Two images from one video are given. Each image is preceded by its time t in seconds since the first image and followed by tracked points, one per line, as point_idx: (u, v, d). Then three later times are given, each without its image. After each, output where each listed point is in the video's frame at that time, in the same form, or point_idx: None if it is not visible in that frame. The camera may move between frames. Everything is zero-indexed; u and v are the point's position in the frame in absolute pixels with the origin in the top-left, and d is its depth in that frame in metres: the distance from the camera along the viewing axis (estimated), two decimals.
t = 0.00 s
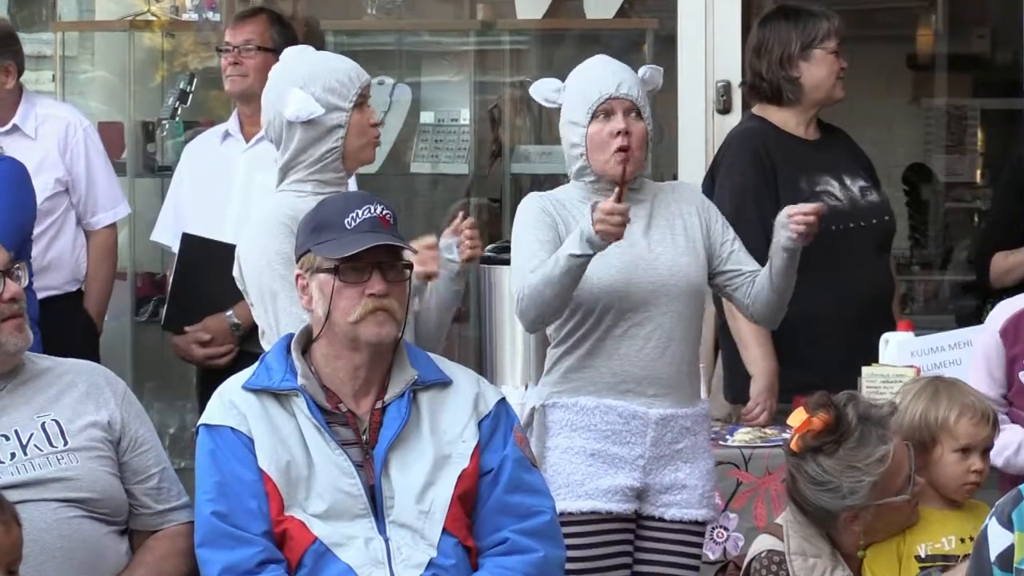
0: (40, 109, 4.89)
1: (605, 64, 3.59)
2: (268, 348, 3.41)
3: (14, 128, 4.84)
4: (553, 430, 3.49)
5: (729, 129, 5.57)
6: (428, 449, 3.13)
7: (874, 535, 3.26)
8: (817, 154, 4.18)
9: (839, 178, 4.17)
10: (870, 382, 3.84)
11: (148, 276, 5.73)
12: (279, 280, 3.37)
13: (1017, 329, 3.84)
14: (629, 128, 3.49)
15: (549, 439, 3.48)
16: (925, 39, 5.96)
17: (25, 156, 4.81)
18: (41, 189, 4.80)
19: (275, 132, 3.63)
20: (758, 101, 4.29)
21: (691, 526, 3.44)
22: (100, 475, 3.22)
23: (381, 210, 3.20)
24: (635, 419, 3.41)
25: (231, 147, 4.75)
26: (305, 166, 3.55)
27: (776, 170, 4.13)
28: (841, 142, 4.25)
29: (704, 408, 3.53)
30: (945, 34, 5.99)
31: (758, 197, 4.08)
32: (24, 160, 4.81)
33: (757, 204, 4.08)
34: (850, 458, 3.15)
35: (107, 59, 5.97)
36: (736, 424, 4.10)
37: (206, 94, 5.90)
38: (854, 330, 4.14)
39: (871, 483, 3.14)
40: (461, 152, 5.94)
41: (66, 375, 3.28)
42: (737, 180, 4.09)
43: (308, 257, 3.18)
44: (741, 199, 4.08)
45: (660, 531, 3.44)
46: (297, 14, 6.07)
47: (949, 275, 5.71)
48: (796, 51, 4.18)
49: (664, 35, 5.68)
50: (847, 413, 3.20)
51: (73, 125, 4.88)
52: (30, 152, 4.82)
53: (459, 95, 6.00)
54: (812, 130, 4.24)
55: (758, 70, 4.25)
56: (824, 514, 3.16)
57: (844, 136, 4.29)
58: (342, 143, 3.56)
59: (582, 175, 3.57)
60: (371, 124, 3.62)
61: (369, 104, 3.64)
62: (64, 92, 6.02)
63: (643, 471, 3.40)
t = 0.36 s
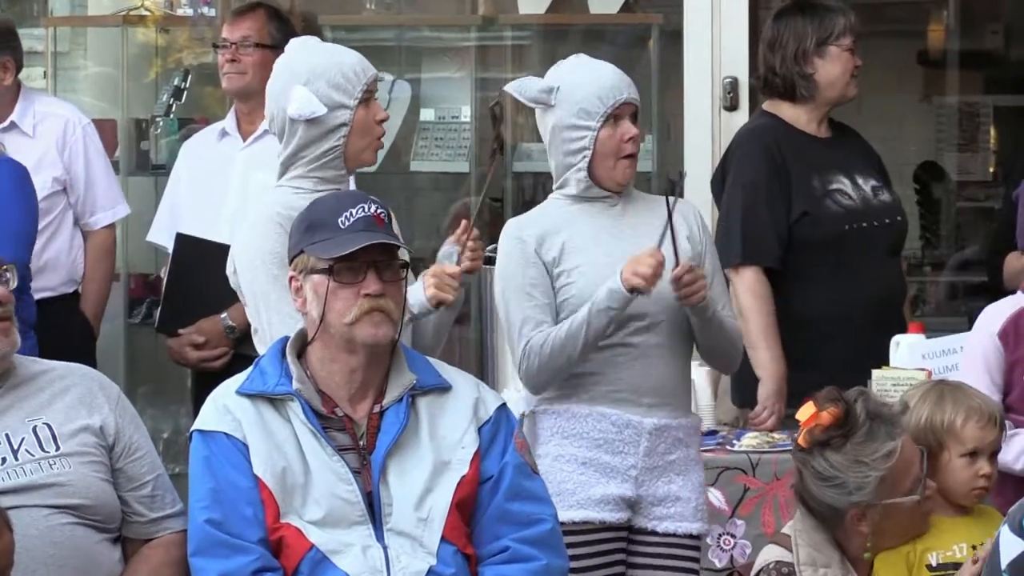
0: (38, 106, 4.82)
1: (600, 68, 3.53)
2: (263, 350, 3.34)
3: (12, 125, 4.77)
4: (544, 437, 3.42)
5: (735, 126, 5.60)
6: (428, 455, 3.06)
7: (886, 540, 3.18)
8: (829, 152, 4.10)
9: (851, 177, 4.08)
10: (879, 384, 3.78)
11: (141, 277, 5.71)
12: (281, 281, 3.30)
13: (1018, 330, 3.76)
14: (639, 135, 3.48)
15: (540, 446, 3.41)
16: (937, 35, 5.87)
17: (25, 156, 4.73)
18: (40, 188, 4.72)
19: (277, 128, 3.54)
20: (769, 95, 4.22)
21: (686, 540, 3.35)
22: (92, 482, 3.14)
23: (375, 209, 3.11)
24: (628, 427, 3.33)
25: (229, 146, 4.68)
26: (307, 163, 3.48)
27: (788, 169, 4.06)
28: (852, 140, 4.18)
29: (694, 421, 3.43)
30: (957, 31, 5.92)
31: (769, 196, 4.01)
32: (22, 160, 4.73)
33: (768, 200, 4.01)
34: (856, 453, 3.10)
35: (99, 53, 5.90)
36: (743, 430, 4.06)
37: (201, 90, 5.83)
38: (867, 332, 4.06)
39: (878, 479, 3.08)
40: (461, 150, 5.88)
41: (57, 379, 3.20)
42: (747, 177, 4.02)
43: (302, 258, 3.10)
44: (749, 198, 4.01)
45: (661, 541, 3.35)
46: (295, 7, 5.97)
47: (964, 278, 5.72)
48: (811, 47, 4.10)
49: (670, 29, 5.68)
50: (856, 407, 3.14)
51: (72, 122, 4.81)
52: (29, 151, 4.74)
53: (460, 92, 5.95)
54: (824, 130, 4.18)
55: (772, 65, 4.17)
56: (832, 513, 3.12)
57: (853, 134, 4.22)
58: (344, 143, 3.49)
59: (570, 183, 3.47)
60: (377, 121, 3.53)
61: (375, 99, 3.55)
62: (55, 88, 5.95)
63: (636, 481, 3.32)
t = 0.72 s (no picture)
0: (26, 100, 4.72)
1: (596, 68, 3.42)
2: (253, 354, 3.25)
3: None
4: (533, 449, 3.32)
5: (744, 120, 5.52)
6: (427, 462, 2.96)
7: (892, 548, 3.04)
8: (840, 146, 4.00)
9: (863, 173, 3.98)
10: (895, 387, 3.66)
11: (131, 276, 5.57)
12: (273, 283, 3.20)
13: None
14: (644, 138, 3.39)
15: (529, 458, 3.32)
16: (953, 27, 5.92)
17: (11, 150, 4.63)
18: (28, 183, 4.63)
19: (272, 121, 3.43)
20: (778, 89, 4.12)
21: (679, 552, 3.26)
22: (81, 492, 3.04)
23: (371, 209, 3.02)
24: (621, 437, 3.25)
25: (219, 141, 4.56)
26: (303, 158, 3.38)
27: (799, 165, 3.97)
28: (863, 134, 4.08)
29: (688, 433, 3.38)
30: (972, 22, 5.94)
31: (779, 192, 3.92)
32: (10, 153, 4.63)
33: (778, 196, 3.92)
34: (865, 446, 3.00)
35: (88, 44, 5.83)
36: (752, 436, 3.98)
37: (191, 84, 5.75)
38: (881, 334, 3.97)
39: (885, 473, 2.97)
40: (461, 145, 5.81)
41: (43, 384, 3.09)
42: (755, 176, 3.93)
43: (297, 259, 3.00)
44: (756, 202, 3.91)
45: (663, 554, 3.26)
46: None
47: (980, 277, 5.68)
48: (820, 37, 3.99)
49: (676, 21, 5.60)
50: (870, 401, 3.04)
51: (60, 117, 4.70)
52: (16, 144, 4.64)
53: (459, 86, 5.85)
54: (834, 124, 4.07)
55: (779, 57, 4.07)
56: (838, 509, 3.00)
57: (865, 129, 4.12)
58: (342, 138, 3.37)
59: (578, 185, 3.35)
60: (376, 117, 3.41)
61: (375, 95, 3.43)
62: (41, 81, 5.87)
63: (628, 494, 3.24)
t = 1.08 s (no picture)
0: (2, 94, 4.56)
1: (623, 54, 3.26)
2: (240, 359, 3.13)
3: None
4: (546, 453, 3.16)
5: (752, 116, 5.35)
6: (421, 470, 2.83)
7: (905, 561, 2.92)
8: (850, 142, 3.90)
9: (874, 168, 3.87)
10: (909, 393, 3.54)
11: (112, 278, 5.64)
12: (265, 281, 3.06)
13: None
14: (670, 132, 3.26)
15: (543, 464, 3.15)
16: (968, 17, 5.83)
17: None
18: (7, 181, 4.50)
19: (263, 117, 3.31)
20: (784, 84, 4.01)
21: (699, 552, 3.16)
22: (61, 504, 2.92)
23: (367, 209, 2.90)
24: (639, 439, 3.12)
25: (205, 136, 4.45)
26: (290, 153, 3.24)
27: (807, 159, 3.86)
28: (874, 129, 3.97)
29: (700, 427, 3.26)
30: (989, 12, 5.87)
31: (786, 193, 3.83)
32: None
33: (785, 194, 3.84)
34: (875, 453, 2.88)
35: (68, 40, 5.95)
36: (760, 443, 3.86)
37: (175, 76, 5.78)
38: (893, 336, 3.84)
39: (895, 481, 2.86)
40: (457, 141, 5.85)
41: (21, 389, 2.97)
42: (761, 174, 3.86)
43: (287, 259, 2.87)
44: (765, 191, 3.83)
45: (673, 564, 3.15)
46: None
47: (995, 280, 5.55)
48: (825, 29, 3.87)
49: (680, 12, 5.48)
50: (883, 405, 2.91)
51: (39, 113, 4.55)
52: None
53: (457, 79, 5.90)
54: (843, 117, 3.96)
55: (784, 49, 3.96)
56: (849, 519, 2.90)
57: (876, 125, 4.01)
58: (329, 131, 3.24)
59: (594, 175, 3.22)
60: (364, 108, 3.27)
61: (364, 87, 3.29)
62: (20, 74, 5.93)
63: (647, 495, 3.12)
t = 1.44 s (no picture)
0: None
1: (696, 88, 3.08)
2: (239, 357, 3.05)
3: None
4: (569, 469, 3.05)
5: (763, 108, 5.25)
6: (422, 476, 2.74)
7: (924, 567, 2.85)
8: (863, 137, 3.82)
9: (887, 164, 3.80)
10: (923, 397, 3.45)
11: (102, 278, 5.60)
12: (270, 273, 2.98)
13: None
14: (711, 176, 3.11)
15: (566, 479, 3.04)
16: (987, 9, 5.70)
17: None
18: None
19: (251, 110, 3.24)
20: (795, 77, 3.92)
21: (715, 559, 3.07)
22: (49, 512, 2.83)
23: (367, 207, 2.81)
24: (664, 451, 3.04)
25: (196, 130, 4.34)
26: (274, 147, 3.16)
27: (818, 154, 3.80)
28: (885, 125, 3.89)
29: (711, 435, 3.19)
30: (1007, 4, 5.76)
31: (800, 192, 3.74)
32: None
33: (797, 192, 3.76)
34: (879, 463, 2.79)
35: (56, 33, 5.85)
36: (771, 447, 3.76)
37: (167, 70, 5.69)
38: (910, 333, 3.76)
39: (903, 488, 2.77)
40: (458, 136, 5.78)
41: (7, 392, 2.88)
42: (771, 169, 3.78)
43: (285, 258, 2.78)
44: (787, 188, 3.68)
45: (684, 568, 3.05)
46: None
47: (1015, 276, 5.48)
48: (842, 26, 3.77)
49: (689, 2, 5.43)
50: (879, 413, 2.83)
51: (23, 106, 4.46)
52: None
53: (457, 72, 5.82)
54: (855, 113, 3.87)
55: (800, 44, 3.87)
56: (860, 532, 2.81)
57: (888, 121, 3.92)
58: (303, 125, 3.13)
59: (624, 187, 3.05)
60: (335, 102, 3.14)
61: (337, 79, 3.16)
62: (6, 67, 5.85)
63: (671, 508, 3.04)
